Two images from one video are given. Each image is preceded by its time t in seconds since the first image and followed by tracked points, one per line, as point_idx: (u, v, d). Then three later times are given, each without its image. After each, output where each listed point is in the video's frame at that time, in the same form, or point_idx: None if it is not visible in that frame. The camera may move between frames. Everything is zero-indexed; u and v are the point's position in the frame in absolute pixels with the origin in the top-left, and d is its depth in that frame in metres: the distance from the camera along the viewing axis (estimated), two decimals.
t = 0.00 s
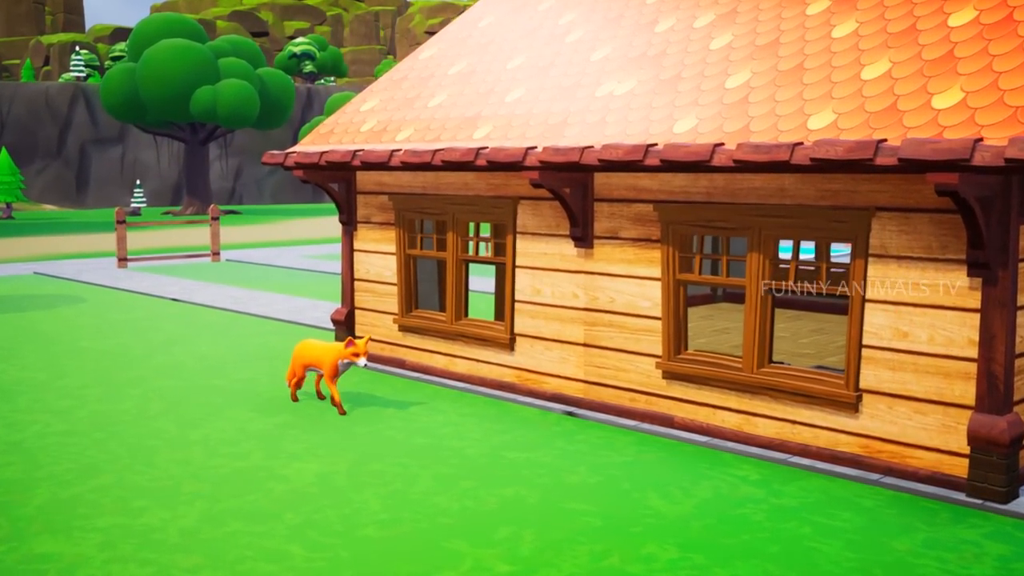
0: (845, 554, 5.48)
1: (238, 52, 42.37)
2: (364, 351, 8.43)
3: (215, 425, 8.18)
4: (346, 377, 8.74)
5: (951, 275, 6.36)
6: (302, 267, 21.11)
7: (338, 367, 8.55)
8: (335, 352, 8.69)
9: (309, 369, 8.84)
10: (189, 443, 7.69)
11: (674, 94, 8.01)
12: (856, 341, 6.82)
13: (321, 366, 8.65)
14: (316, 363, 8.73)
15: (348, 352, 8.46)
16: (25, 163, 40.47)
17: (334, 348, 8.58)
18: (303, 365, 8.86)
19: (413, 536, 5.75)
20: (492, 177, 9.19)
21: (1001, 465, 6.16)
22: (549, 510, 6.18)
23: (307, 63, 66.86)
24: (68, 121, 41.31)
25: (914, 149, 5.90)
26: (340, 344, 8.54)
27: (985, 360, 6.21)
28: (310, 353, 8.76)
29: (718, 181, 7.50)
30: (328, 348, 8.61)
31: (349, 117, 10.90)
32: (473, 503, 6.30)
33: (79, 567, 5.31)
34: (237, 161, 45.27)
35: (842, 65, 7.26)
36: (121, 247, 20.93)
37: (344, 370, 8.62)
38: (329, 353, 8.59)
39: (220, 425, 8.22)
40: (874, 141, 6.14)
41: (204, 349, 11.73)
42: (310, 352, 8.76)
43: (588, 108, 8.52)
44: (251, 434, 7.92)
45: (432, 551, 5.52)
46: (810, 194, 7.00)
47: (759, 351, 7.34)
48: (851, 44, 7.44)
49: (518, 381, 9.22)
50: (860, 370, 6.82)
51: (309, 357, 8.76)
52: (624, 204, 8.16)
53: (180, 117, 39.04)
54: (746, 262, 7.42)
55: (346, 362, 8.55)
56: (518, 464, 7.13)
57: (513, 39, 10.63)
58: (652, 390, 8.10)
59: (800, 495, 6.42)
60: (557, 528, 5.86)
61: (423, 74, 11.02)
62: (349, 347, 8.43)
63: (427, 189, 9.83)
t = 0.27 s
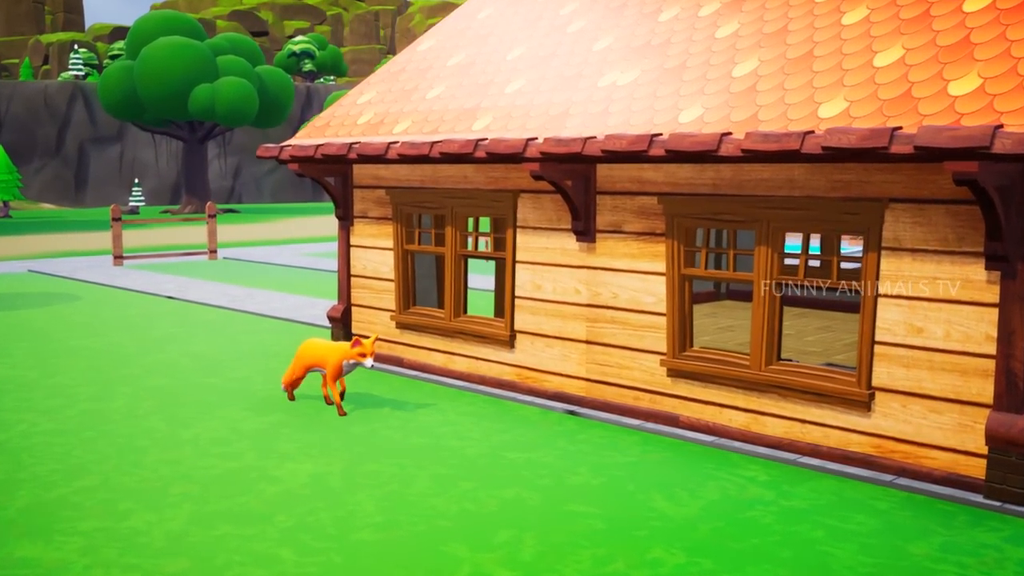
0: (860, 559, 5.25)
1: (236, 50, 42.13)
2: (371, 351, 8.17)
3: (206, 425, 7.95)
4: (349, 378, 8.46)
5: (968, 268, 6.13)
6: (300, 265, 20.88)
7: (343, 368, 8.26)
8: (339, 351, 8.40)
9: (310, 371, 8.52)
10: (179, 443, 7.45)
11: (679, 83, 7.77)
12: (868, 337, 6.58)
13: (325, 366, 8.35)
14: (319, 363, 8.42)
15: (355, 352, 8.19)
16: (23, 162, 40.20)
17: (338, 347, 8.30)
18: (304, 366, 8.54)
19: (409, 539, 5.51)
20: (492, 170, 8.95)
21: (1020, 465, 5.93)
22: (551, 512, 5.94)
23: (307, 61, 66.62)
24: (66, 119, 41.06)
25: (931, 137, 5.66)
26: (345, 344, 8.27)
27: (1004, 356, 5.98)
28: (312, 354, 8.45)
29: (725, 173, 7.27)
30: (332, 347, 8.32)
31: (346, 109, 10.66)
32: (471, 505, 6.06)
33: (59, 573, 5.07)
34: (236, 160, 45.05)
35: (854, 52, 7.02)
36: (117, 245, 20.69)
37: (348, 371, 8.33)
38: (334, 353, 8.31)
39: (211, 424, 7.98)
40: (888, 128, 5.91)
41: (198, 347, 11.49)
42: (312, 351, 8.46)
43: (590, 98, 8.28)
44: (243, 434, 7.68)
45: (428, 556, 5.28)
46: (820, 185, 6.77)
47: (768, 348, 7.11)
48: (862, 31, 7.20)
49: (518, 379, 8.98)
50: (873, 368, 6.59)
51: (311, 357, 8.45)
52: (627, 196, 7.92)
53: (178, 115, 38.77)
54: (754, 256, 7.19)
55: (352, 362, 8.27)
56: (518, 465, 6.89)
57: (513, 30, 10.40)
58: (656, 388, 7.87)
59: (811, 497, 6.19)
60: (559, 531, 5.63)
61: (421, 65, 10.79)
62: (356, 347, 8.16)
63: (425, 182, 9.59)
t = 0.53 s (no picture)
0: (874, 564, 5.04)
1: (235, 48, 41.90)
2: (377, 354, 7.92)
3: (197, 424, 7.74)
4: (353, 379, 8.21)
5: (984, 261, 5.92)
6: (298, 263, 20.67)
7: (347, 369, 8.02)
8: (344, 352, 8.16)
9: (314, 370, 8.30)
10: (169, 443, 7.24)
11: (684, 73, 7.56)
12: (880, 334, 6.37)
13: (329, 366, 8.11)
14: (323, 363, 8.19)
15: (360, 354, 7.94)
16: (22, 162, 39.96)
17: (344, 348, 8.05)
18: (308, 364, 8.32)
19: (404, 543, 5.30)
20: (491, 164, 8.74)
21: None
22: (552, 515, 5.73)
23: (306, 60, 66.40)
24: (65, 118, 40.86)
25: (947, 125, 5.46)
26: (351, 345, 8.02)
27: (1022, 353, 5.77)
28: (317, 352, 8.23)
29: (731, 164, 7.06)
30: (338, 347, 8.09)
31: (342, 103, 10.45)
32: (470, 507, 5.86)
33: None
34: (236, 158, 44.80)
35: (864, 40, 6.81)
36: (113, 242, 20.48)
37: (353, 373, 8.09)
38: (340, 354, 8.07)
39: (203, 423, 7.77)
40: (902, 117, 5.70)
41: (192, 345, 11.28)
42: (318, 350, 8.23)
43: (592, 89, 8.07)
44: (235, 434, 7.47)
45: (425, 560, 5.07)
46: (830, 177, 6.55)
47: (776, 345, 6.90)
48: (873, 18, 6.99)
49: (518, 377, 8.77)
50: (885, 365, 6.38)
51: (316, 356, 8.22)
52: (630, 189, 7.72)
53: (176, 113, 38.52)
54: (761, 250, 7.00)
55: (356, 364, 8.02)
56: (518, 465, 6.69)
57: (513, 21, 10.18)
58: (660, 386, 7.66)
59: (822, 499, 5.98)
60: (560, 535, 5.42)
61: (420, 58, 10.57)
62: (362, 349, 7.91)
63: (423, 176, 9.38)
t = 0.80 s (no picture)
0: (887, 568, 4.85)
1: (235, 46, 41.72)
2: (383, 352, 7.59)
3: (189, 424, 7.55)
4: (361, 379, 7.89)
5: (999, 255, 5.74)
6: (296, 262, 20.47)
7: (352, 368, 7.70)
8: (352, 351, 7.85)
9: (321, 369, 8.01)
10: (160, 443, 7.06)
11: (688, 64, 7.37)
12: (890, 331, 6.19)
13: (335, 365, 7.81)
14: (329, 362, 7.89)
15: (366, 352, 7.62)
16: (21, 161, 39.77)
17: (350, 347, 7.74)
18: (314, 362, 8.04)
19: (400, 547, 5.12)
20: (491, 158, 8.56)
21: None
22: (553, 517, 5.55)
23: (306, 59, 66.20)
24: (64, 117, 40.65)
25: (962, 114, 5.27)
26: (358, 343, 7.71)
27: None
28: (324, 350, 7.94)
29: (737, 157, 6.87)
30: (344, 346, 7.79)
31: (339, 97, 10.25)
32: (468, 509, 5.67)
33: None
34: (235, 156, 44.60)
35: (874, 28, 6.62)
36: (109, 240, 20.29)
37: (359, 372, 7.77)
38: (346, 352, 7.76)
39: (195, 423, 7.59)
40: (915, 106, 5.51)
41: (187, 343, 11.09)
42: (325, 349, 7.95)
43: (594, 81, 7.88)
44: (228, 433, 7.29)
45: (421, 564, 4.89)
46: (839, 169, 6.37)
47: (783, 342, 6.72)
48: (883, 6, 6.80)
49: (519, 376, 8.58)
50: (895, 363, 6.20)
51: (322, 354, 7.94)
52: (633, 183, 7.53)
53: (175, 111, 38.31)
54: (768, 244, 6.80)
55: (362, 363, 7.71)
56: (518, 466, 6.51)
57: (514, 13, 10.00)
58: (663, 385, 7.48)
59: (831, 501, 5.79)
60: (562, 538, 5.24)
61: (418, 51, 10.39)
62: (367, 347, 7.59)
63: (421, 171, 9.20)
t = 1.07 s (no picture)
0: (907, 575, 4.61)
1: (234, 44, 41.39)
2: (391, 348, 7.14)
3: (179, 423, 7.32)
4: (370, 377, 7.45)
5: (1020, 247, 5.50)
6: (295, 259, 20.24)
7: (358, 367, 7.27)
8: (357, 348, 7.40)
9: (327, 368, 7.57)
10: (148, 442, 6.82)
11: (694, 51, 7.14)
12: (906, 326, 5.96)
13: (341, 364, 7.37)
14: (335, 361, 7.45)
15: (373, 348, 7.17)
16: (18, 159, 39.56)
17: (355, 344, 7.30)
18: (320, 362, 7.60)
19: (395, 552, 4.88)
20: (490, 149, 8.33)
21: None
22: (556, 520, 5.31)
23: (306, 58, 65.96)
24: (62, 116, 40.29)
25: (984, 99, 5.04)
26: (363, 340, 7.26)
27: None
28: (328, 349, 7.49)
29: (745, 147, 6.64)
30: (349, 343, 7.33)
31: (335, 89, 10.01)
32: (467, 511, 5.44)
33: None
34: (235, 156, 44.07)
35: (888, 13, 6.39)
36: (104, 238, 20.06)
37: (367, 370, 7.33)
38: (351, 350, 7.31)
39: (185, 422, 7.35)
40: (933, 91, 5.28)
41: (180, 341, 10.85)
42: (328, 348, 7.51)
43: (597, 69, 7.65)
44: (219, 433, 7.06)
45: (417, 571, 4.65)
46: (851, 158, 6.14)
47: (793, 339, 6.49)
48: None
49: (519, 374, 8.35)
50: (911, 360, 5.97)
51: (327, 354, 7.49)
52: (637, 175, 7.30)
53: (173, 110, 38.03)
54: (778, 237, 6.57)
55: (370, 360, 7.27)
56: (518, 466, 6.27)
57: (514, 3, 9.76)
58: (669, 382, 7.25)
59: (845, 504, 5.56)
60: (565, 543, 5.00)
61: (416, 42, 10.15)
62: (373, 343, 7.15)
63: (419, 164, 8.97)
